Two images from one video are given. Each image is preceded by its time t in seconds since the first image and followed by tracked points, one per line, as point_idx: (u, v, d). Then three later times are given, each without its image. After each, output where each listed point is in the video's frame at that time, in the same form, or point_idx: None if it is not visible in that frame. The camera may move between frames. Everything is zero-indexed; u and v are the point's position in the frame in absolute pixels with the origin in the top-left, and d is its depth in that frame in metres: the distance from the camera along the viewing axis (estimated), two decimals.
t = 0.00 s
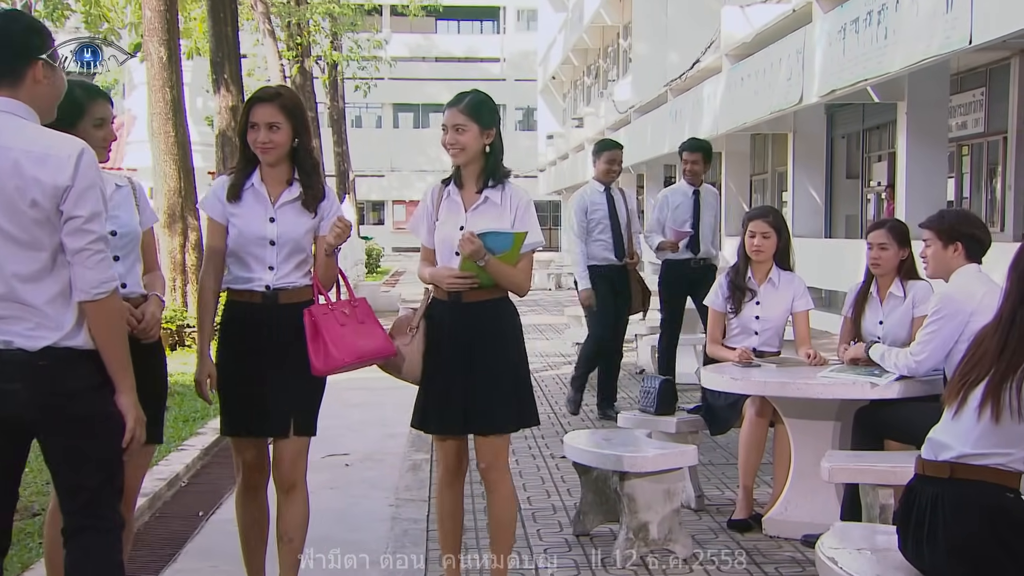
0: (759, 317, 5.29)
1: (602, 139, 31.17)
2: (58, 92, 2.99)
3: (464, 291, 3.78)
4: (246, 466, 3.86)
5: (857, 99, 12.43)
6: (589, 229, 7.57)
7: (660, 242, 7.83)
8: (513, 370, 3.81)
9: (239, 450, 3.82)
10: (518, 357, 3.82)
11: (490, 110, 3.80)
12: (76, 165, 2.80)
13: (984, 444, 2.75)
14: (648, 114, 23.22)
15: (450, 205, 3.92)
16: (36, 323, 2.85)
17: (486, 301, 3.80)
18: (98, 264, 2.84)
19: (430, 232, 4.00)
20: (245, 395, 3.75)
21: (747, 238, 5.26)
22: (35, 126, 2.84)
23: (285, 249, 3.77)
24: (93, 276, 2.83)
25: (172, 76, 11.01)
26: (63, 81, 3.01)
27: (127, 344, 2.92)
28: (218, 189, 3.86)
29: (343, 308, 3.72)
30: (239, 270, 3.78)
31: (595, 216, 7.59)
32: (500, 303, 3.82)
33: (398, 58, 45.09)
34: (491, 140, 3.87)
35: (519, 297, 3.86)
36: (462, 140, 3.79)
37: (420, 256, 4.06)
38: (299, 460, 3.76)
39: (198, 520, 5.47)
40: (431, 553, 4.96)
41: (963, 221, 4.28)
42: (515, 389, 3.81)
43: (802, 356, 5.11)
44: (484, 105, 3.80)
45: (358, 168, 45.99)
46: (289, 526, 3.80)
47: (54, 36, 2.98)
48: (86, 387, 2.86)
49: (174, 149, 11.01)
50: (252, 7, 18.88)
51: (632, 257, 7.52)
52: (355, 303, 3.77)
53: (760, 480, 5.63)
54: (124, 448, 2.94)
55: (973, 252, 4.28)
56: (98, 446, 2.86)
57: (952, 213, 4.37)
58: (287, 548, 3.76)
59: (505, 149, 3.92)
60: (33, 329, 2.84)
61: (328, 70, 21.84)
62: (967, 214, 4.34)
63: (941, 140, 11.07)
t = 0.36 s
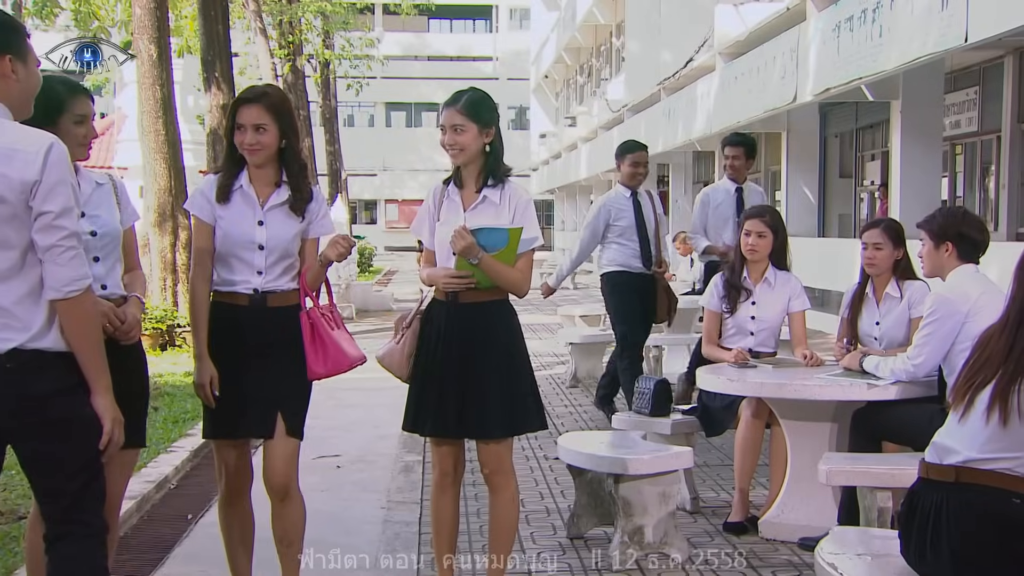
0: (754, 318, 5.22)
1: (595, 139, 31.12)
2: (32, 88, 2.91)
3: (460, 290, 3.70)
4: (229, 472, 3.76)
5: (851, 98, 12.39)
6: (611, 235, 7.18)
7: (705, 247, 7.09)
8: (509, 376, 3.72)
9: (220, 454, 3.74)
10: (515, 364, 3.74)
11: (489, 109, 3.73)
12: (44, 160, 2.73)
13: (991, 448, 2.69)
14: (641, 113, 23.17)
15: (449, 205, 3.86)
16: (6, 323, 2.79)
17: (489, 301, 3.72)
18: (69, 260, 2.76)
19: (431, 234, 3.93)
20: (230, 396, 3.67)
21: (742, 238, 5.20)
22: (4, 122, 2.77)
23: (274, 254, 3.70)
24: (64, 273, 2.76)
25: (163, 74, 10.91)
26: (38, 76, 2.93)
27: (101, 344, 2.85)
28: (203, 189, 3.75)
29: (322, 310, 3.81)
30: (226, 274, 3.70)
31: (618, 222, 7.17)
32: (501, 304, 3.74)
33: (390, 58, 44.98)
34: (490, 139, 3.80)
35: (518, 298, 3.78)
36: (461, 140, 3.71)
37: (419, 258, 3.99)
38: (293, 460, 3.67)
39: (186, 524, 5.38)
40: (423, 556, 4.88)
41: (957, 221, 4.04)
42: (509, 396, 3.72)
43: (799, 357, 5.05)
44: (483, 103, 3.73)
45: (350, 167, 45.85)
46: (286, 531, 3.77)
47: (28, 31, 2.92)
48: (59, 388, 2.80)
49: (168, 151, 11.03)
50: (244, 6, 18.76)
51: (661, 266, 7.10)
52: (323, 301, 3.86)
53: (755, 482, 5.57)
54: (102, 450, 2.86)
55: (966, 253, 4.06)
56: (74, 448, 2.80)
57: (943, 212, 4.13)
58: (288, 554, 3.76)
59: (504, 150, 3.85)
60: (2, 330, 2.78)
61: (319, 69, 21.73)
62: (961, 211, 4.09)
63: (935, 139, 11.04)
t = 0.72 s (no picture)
0: (748, 318, 5.17)
1: (586, 137, 31.09)
2: (30, 84, 2.84)
3: (452, 291, 3.64)
4: (225, 472, 3.67)
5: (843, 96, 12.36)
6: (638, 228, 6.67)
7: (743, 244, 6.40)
8: (501, 378, 3.65)
9: (222, 455, 3.66)
10: (507, 367, 3.67)
11: (484, 105, 3.67)
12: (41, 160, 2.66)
13: (994, 453, 2.63)
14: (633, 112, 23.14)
15: (443, 203, 3.79)
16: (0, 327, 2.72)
17: (482, 302, 3.66)
18: (65, 263, 2.68)
19: (425, 233, 3.85)
20: (228, 396, 3.59)
21: (736, 238, 5.14)
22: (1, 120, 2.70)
23: (261, 249, 3.61)
24: (61, 275, 2.67)
25: (152, 72, 10.83)
26: (36, 73, 2.86)
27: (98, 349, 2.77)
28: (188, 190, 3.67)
29: (320, 300, 3.60)
30: (213, 273, 3.63)
31: (642, 211, 6.73)
32: (495, 306, 3.68)
33: (381, 56, 44.88)
34: (485, 136, 3.73)
35: (513, 300, 3.71)
36: (453, 136, 3.65)
37: (414, 257, 3.91)
38: (289, 463, 3.64)
39: (174, 527, 5.30)
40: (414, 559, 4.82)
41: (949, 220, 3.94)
42: (502, 400, 3.66)
43: (794, 358, 4.99)
44: (479, 100, 3.66)
45: (341, 166, 45.71)
46: (278, 533, 3.70)
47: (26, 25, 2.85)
48: (52, 392, 2.72)
49: (157, 151, 10.94)
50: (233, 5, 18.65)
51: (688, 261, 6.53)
52: (335, 286, 3.65)
53: (750, 483, 5.52)
54: (93, 457, 2.78)
55: (960, 253, 3.94)
56: (63, 455, 2.72)
57: (936, 211, 4.04)
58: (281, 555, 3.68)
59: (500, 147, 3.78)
60: None
61: (310, 67, 21.62)
62: (955, 209, 3.99)
63: (927, 138, 11.03)
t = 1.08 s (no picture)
0: (742, 318, 5.12)
1: (578, 136, 31.05)
2: (27, 78, 2.77)
3: (441, 293, 3.58)
4: (216, 474, 3.58)
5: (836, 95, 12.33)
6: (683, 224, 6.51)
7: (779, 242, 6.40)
8: (492, 379, 3.59)
9: (212, 457, 3.56)
10: (498, 368, 3.61)
11: (478, 103, 3.60)
12: (43, 161, 2.59)
13: (1011, 457, 2.56)
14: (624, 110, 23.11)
15: (431, 200, 3.72)
16: None
17: (472, 302, 3.60)
18: (65, 265, 2.61)
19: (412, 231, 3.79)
20: (222, 396, 3.50)
21: (728, 236, 5.10)
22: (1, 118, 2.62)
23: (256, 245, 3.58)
24: (60, 278, 2.60)
25: (140, 69, 10.74)
26: (32, 68, 2.78)
27: (94, 351, 2.70)
28: (176, 192, 3.61)
29: (284, 276, 3.44)
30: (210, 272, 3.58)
31: (691, 210, 6.50)
32: (485, 305, 3.62)
33: (372, 54, 44.76)
34: (475, 133, 3.66)
35: (503, 302, 3.66)
36: (442, 129, 3.58)
37: (401, 252, 3.84)
38: (283, 465, 3.57)
39: (161, 529, 5.23)
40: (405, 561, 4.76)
41: (947, 218, 3.88)
42: (492, 401, 3.60)
43: (788, 357, 4.95)
44: (472, 98, 3.59)
45: (332, 164, 45.58)
46: (270, 536, 3.62)
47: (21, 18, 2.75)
48: (48, 395, 2.65)
49: (146, 147, 10.86)
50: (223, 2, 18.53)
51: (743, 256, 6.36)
52: (307, 263, 3.46)
53: (744, 484, 5.48)
54: (87, 462, 2.72)
55: (957, 251, 3.89)
56: (55, 459, 2.66)
57: (932, 210, 3.98)
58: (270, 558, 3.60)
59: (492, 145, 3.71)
60: None
61: (301, 65, 21.49)
62: (950, 207, 3.93)
63: (920, 136, 11.02)
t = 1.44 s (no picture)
0: (740, 319, 5.09)
1: (573, 136, 31.01)
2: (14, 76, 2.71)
3: (432, 295, 3.53)
4: (213, 481, 3.51)
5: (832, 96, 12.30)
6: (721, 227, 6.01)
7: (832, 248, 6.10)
8: (485, 382, 3.54)
9: (209, 464, 3.50)
10: (492, 371, 3.56)
11: (471, 103, 3.55)
12: (29, 162, 2.53)
13: None
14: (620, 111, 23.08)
15: (424, 201, 3.66)
16: None
17: (464, 304, 3.55)
18: (50, 270, 2.56)
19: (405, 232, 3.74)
20: (219, 403, 3.44)
21: (725, 238, 5.05)
22: None
23: (253, 244, 3.50)
24: (45, 283, 2.55)
25: (134, 70, 10.65)
26: (19, 66, 2.73)
27: (81, 356, 2.64)
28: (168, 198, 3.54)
29: (304, 268, 3.42)
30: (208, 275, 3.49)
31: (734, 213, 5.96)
32: (478, 307, 3.57)
33: (366, 55, 44.70)
34: (468, 133, 3.60)
35: (496, 304, 3.60)
36: (433, 129, 3.54)
37: (396, 254, 3.80)
38: (281, 471, 3.49)
39: (153, 534, 5.17)
40: (399, 565, 4.71)
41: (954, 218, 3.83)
42: (485, 405, 3.54)
43: (787, 359, 4.90)
44: (465, 97, 3.54)
45: (327, 165, 45.49)
46: (266, 543, 3.55)
47: (6, 17, 2.70)
48: (34, 401, 2.59)
49: (139, 148, 10.79)
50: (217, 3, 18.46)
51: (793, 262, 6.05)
52: (320, 250, 3.43)
53: (742, 487, 5.44)
54: (76, 470, 2.66)
55: (963, 253, 3.85)
56: (40, 467, 2.59)
57: (939, 210, 3.93)
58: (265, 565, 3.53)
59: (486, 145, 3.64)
60: None
61: (296, 67, 21.40)
62: (958, 208, 3.88)
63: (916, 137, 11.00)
